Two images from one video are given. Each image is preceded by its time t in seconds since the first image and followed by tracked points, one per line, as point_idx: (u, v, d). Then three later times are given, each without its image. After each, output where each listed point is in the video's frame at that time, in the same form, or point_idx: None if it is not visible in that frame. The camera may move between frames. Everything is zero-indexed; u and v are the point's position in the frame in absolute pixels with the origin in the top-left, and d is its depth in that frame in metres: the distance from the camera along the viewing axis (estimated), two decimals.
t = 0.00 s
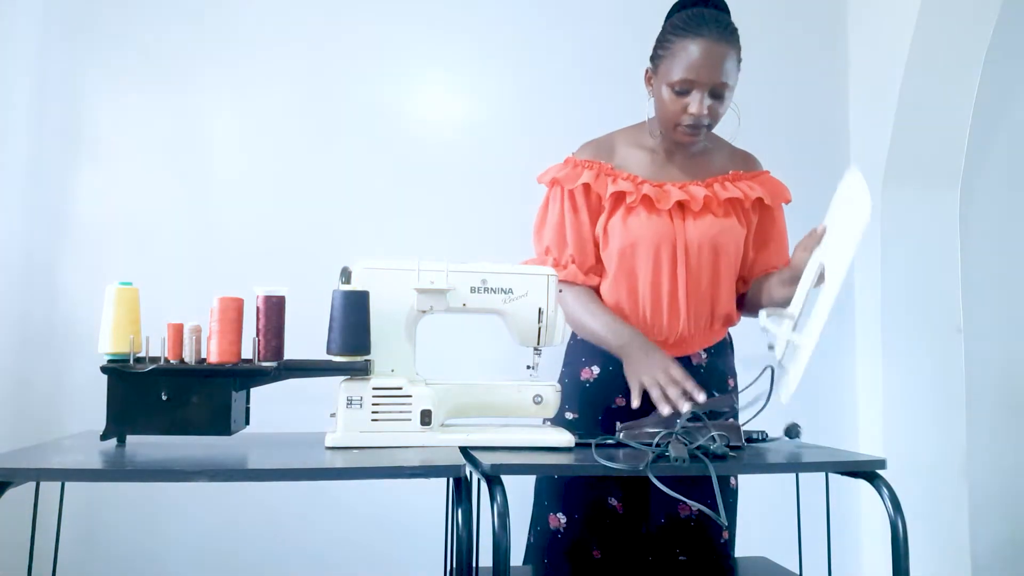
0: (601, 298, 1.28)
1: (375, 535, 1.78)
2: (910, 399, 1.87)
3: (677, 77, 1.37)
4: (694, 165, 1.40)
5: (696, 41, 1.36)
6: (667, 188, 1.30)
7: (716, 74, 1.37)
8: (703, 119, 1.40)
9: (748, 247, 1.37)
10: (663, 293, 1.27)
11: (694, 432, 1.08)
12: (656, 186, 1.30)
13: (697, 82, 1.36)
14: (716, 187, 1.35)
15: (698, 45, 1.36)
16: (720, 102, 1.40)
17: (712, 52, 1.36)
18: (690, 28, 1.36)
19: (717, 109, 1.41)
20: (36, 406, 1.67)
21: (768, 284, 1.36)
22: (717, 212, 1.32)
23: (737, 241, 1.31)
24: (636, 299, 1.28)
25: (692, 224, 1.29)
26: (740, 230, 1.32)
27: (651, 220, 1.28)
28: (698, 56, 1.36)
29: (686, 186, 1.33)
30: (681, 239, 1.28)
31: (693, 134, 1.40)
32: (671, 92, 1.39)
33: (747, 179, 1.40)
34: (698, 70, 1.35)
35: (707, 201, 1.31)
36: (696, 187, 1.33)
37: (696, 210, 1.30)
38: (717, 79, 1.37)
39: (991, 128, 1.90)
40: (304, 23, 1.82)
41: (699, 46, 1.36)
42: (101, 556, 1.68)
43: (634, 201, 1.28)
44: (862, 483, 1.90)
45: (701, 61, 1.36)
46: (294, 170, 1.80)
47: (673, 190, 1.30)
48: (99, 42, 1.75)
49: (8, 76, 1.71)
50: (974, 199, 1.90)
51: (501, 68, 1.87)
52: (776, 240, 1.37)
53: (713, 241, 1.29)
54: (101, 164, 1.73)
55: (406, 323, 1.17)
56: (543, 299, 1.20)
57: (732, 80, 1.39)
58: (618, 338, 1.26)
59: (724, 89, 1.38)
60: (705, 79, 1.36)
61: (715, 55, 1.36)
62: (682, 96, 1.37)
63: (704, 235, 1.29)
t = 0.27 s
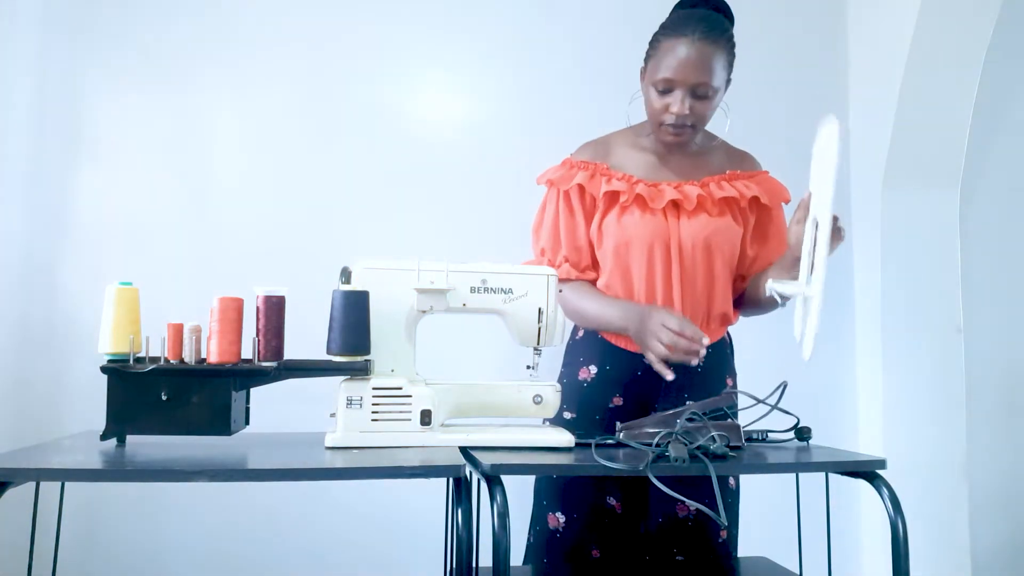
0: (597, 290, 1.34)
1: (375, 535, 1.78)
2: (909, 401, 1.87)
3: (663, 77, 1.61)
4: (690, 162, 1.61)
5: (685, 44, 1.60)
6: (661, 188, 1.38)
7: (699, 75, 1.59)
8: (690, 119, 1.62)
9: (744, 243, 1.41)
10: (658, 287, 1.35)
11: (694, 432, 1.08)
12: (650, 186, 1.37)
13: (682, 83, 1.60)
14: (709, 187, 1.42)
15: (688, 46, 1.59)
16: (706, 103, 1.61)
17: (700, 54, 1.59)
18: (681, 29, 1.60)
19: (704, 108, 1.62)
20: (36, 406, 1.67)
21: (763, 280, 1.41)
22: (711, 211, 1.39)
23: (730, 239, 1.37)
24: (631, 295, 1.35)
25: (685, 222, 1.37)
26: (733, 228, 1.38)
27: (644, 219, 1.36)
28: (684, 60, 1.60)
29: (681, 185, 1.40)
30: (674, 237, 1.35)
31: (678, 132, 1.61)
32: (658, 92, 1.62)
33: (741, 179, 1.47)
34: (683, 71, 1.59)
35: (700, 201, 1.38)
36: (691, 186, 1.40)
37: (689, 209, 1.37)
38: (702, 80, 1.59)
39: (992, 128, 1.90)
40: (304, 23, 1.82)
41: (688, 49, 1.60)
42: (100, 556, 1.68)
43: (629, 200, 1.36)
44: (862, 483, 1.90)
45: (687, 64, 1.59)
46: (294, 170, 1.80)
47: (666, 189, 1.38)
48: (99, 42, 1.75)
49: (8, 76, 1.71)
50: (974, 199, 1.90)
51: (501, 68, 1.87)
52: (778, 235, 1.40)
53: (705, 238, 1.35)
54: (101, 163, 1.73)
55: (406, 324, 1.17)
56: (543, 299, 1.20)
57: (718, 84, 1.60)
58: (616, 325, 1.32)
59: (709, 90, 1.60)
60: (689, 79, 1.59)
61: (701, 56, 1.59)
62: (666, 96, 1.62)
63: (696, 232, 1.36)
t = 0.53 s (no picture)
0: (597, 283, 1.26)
1: (375, 535, 1.78)
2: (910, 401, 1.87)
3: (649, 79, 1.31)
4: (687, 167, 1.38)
5: (673, 42, 1.30)
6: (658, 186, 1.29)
7: (688, 75, 1.29)
8: (681, 121, 1.32)
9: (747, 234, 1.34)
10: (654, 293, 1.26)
11: (694, 432, 1.08)
12: (646, 185, 1.29)
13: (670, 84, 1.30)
14: (712, 183, 1.32)
15: (675, 45, 1.30)
16: (697, 103, 1.32)
17: (689, 55, 1.29)
18: (666, 30, 1.31)
19: (696, 109, 1.32)
20: (35, 406, 1.67)
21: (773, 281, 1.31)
22: (713, 209, 1.30)
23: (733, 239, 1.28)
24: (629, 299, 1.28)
25: (683, 222, 1.28)
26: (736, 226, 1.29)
27: (641, 220, 1.28)
28: (672, 58, 1.30)
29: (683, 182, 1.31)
30: (672, 239, 1.27)
31: (669, 134, 1.33)
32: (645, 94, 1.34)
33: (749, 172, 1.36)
34: (671, 71, 1.29)
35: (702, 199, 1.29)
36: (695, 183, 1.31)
37: (686, 208, 1.28)
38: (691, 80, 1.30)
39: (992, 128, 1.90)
40: (304, 23, 1.82)
41: (674, 47, 1.30)
42: (101, 555, 1.68)
43: (625, 200, 1.28)
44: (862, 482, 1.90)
45: (676, 61, 1.29)
46: (293, 170, 1.80)
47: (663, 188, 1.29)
48: (99, 42, 1.75)
49: (7, 76, 1.71)
50: (974, 199, 1.90)
51: (501, 68, 1.87)
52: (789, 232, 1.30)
53: (703, 239, 1.27)
54: (101, 163, 1.73)
55: (407, 324, 1.17)
56: (543, 299, 1.20)
57: (712, 84, 1.31)
58: (614, 320, 1.26)
59: (700, 91, 1.30)
60: (678, 78, 1.29)
61: (690, 56, 1.29)
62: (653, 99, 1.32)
63: (697, 233, 1.27)
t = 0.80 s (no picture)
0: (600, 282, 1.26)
1: (374, 534, 1.78)
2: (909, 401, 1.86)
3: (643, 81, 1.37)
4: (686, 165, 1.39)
5: (665, 46, 1.35)
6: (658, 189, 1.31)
7: (681, 77, 1.34)
8: (673, 121, 1.37)
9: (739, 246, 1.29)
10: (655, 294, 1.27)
11: (694, 432, 1.08)
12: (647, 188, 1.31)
13: (662, 86, 1.35)
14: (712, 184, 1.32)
15: (666, 47, 1.35)
16: (690, 103, 1.36)
17: (679, 55, 1.34)
18: (658, 34, 1.36)
19: (689, 109, 1.36)
20: (35, 406, 1.67)
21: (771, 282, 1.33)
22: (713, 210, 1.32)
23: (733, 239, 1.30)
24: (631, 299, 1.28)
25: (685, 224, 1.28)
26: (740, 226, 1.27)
27: (642, 221, 1.29)
28: (665, 60, 1.35)
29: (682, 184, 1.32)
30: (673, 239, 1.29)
31: (665, 134, 1.38)
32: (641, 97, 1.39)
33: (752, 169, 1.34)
34: (662, 73, 1.34)
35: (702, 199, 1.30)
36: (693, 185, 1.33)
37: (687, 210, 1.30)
38: (683, 81, 1.34)
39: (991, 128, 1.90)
40: (303, 24, 1.82)
41: (666, 49, 1.35)
42: (101, 555, 1.68)
43: (626, 202, 1.29)
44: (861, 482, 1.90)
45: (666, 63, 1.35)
46: (293, 169, 1.80)
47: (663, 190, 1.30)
48: (98, 42, 1.75)
49: (7, 76, 1.71)
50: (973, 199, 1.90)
51: (500, 68, 1.87)
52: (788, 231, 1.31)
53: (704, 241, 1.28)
54: (101, 163, 1.73)
55: (407, 324, 1.18)
56: (544, 299, 1.20)
57: (705, 84, 1.35)
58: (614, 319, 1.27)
59: (693, 91, 1.34)
60: (669, 80, 1.35)
61: (683, 58, 1.34)
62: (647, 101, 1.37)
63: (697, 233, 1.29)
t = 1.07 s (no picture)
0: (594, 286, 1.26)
1: (375, 534, 1.78)
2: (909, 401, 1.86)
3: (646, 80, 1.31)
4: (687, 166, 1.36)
5: (668, 44, 1.31)
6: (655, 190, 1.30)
7: (685, 75, 1.29)
8: (677, 122, 1.31)
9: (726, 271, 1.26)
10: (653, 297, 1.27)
11: (694, 432, 1.08)
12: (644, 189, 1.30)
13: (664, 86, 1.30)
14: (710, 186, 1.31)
15: (669, 46, 1.30)
16: (693, 103, 1.31)
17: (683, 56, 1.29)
18: (659, 33, 1.31)
19: (692, 109, 1.32)
20: (35, 406, 1.67)
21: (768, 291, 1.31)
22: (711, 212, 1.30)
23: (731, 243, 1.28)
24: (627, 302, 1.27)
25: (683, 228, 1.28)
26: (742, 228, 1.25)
27: (639, 222, 1.28)
28: (668, 59, 1.30)
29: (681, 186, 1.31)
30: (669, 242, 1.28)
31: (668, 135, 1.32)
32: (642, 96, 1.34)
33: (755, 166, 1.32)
34: (664, 72, 1.29)
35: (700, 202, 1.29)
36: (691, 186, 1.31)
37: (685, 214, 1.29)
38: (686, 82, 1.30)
39: (991, 128, 1.90)
40: (303, 24, 1.82)
41: (669, 48, 1.30)
42: (100, 555, 1.68)
43: (622, 203, 1.29)
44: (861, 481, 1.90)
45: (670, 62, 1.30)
46: (292, 170, 1.80)
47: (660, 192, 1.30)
48: (98, 42, 1.75)
49: (7, 76, 1.71)
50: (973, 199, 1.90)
51: (501, 68, 1.87)
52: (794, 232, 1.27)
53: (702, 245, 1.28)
54: (101, 164, 1.73)
55: (407, 324, 1.18)
56: (543, 299, 1.20)
57: (707, 85, 1.31)
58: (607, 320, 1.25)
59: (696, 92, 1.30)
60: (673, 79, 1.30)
61: (685, 56, 1.29)
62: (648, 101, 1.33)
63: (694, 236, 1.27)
